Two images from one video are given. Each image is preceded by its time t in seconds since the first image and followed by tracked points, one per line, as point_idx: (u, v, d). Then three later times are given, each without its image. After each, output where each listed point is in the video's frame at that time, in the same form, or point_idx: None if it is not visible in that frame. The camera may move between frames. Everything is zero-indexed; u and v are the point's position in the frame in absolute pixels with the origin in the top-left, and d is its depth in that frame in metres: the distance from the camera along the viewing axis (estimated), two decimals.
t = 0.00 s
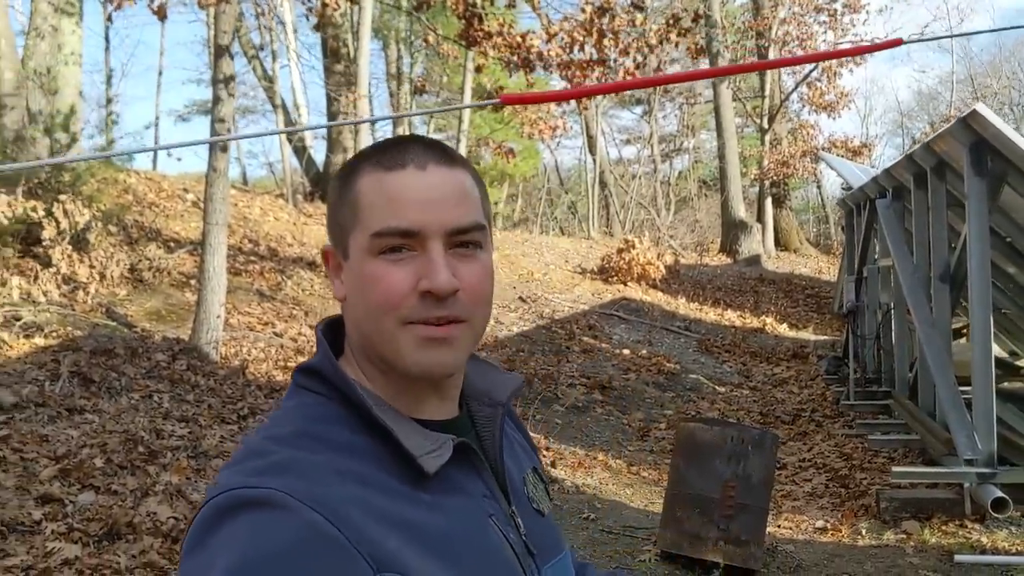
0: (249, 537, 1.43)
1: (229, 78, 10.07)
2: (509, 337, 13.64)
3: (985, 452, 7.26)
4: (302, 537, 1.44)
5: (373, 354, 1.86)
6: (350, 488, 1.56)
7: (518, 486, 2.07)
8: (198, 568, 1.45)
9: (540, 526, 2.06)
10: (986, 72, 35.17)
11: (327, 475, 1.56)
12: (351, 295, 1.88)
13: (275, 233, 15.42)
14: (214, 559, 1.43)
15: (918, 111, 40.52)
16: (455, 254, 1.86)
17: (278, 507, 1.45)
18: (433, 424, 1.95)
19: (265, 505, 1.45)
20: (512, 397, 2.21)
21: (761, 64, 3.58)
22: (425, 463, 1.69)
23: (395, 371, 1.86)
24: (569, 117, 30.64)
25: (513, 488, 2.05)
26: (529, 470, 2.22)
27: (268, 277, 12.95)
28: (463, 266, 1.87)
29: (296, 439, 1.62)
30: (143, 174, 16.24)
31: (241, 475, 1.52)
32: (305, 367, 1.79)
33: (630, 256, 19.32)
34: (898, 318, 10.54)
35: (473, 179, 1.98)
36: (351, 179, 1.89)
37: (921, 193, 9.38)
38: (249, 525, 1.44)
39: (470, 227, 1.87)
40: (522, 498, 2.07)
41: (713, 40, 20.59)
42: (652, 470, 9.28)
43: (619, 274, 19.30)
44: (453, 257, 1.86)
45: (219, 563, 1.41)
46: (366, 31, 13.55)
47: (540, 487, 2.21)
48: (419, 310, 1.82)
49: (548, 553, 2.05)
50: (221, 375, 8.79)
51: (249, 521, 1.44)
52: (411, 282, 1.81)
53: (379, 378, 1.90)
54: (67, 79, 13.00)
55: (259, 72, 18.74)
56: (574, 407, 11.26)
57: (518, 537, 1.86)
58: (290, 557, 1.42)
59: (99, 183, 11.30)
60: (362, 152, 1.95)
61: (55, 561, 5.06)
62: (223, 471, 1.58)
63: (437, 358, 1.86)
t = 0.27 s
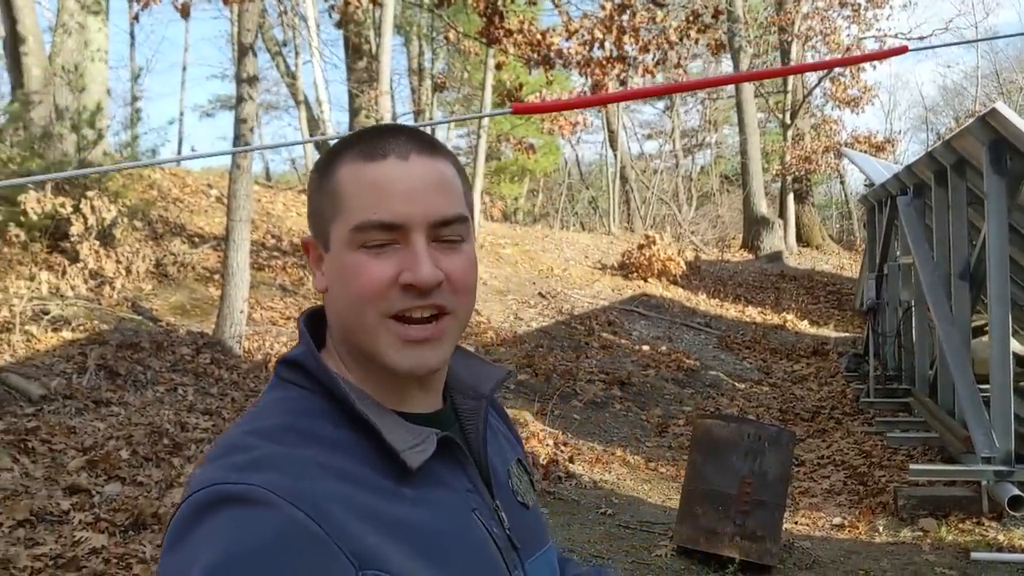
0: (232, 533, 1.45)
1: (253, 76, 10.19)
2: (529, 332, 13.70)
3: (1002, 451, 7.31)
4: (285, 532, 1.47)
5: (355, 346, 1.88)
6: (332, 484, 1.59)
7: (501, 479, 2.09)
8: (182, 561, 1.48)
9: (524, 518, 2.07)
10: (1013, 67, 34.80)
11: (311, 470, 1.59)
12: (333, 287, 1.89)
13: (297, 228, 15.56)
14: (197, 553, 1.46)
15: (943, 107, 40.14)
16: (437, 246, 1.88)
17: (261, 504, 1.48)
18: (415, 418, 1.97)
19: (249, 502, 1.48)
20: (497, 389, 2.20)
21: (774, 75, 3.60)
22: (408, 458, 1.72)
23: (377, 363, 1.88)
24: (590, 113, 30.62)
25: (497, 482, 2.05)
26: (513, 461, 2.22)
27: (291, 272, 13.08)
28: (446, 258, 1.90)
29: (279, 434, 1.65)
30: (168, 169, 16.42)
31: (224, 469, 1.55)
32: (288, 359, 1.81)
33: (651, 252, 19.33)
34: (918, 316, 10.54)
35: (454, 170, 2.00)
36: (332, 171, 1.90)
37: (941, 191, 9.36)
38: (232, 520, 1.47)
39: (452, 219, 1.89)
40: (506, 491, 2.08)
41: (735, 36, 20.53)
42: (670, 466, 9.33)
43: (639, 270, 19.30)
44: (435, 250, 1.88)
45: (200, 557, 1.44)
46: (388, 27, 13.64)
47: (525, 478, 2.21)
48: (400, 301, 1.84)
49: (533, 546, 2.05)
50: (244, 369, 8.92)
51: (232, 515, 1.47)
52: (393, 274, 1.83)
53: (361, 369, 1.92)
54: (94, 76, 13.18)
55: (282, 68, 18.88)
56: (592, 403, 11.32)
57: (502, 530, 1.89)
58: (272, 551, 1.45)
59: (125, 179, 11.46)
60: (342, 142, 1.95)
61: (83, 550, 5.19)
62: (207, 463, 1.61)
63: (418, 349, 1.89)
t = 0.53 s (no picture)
0: (229, 529, 1.40)
1: (266, 72, 10.25)
2: (540, 329, 13.74)
3: (1012, 448, 7.30)
4: (283, 527, 1.41)
5: (355, 339, 1.81)
6: (332, 478, 1.53)
7: (506, 466, 1.99)
8: (180, 558, 1.43)
9: (530, 508, 1.98)
10: None
11: (310, 463, 1.53)
12: (331, 280, 1.81)
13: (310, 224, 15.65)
14: (195, 548, 1.40)
15: (957, 104, 39.97)
16: (437, 237, 1.79)
17: (260, 496, 1.43)
18: (416, 408, 1.90)
19: (247, 494, 1.42)
20: (501, 377, 2.12)
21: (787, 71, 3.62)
22: (409, 452, 1.65)
23: (378, 357, 1.81)
24: (602, 110, 30.65)
25: (500, 470, 1.96)
26: (519, 449, 2.14)
27: (304, 268, 13.17)
28: (446, 250, 1.80)
29: (278, 426, 1.58)
30: (182, 166, 16.54)
31: (221, 462, 1.49)
32: (290, 350, 1.75)
33: (662, 250, 19.34)
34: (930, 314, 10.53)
35: (455, 154, 1.89)
36: (328, 158, 1.80)
37: (954, 188, 9.35)
38: (230, 514, 1.41)
39: (453, 208, 1.79)
40: (510, 479, 1.98)
41: (747, 33, 20.51)
42: (681, 461, 9.36)
43: (650, 267, 19.31)
44: (435, 240, 1.79)
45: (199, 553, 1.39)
46: (400, 24, 13.69)
47: (531, 467, 2.12)
48: (399, 294, 1.76)
49: (537, 536, 1.96)
50: (258, 363, 8.99)
51: (230, 509, 1.41)
52: (392, 267, 1.74)
53: (362, 361, 1.85)
54: (109, 73, 13.30)
55: (295, 66, 18.97)
56: (604, 399, 11.36)
57: (507, 521, 1.82)
58: (270, 546, 1.39)
59: (139, 175, 11.55)
60: (338, 128, 1.85)
61: (100, 540, 5.27)
62: (205, 456, 1.55)
63: (419, 343, 1.81)
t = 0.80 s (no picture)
0: (235, 514, 1.41)
1: (276, 70, 10.27)
2: (549, 328, 13.73)
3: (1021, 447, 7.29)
4: (288, 511, 1.43)
5: (360, 328, 1.82)
6: (337, 464, 1.55)
7: (514, 453, 1.99)
8: (186, 541, 1.45)
9: (539, 493, 1.98)
10: None
11: (316, 450, 1.55)
12: (335, 269, 1.82)
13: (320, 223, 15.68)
14: (200, 533, 1.42)
15: (968, 105, 39.79)
16: (440, 226, 1.79)
17: (267, 481, 1.44)
18: (423, 397, 1.93)
19: (255, 480, 1.44)
20: (510, 363, 2.10)
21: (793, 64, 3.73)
22: (415, 440, 1.67)
23: (382, 346, 1.83)
24: (611, 110, 30.61)
25: (509, 455, 1.96)
26: (531, 435, 2.13)
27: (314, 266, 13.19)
28: (450, 238, 1.80)
29: (285, 413, 1.60)
30: (192, 164, 16.58)
31: (228, 448, 1.50)
32: (297, 337, 1.76)
33: (671, 249, 19.30)
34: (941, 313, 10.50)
35: (460, 142, 1.89)
36: (332, 148, 1.81)
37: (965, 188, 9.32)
38: (235, 500, 1.43)
39: (456, 198, 1.79)
40: (519, 466, 1.98)
41: (758, 32, 20.44)
42: (690, 460, 9.36)
43: (659, 267, 19.28)
44: (439, 229, 1.79)
45: (204, 537, 1.40)
46: (410, 23, 13.69)
47: (542, 452, 2.12)
48: (402, 283, 1.76)
49: (547, 521, 1.96)
50: (268, 360, 9.01)
51: (236, 494, 1.43)
52: (394, 256, 1.74)
53: (367, 350, 1.86)
54: (119, 71, 13.35)
55: (305, 64, 19.00)
56: (612, 398, 11.35)
57: (514, 507, 1.83)
58: (274, 531, 1.40)
59: (150, 173, 11.60)
60: (343, 117, 1.85)
61: (111, 534, 5.30)
62: (213, 444, 1.57)
63: (423, 331, 1.82)
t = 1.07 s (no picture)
0: (239, 507, 1.41)
1: (281, 69, 10.27)
2: (553, 327, 13.73)
3: None
4: (294, 506, 1.42)
5: (372, 320, 1.84)
6: (345, 459, 1.54)
7: (528, 450, 1.98)
8: (192, 535, 1.44)
9: (553, 488, 1.97)
10: None
11: (324, 445, 1.54)
12: (348, 261, 1.84)
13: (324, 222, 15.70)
14: (207, 527, 1.42)
15: (973, 104, 39.72)
16: (452, 219, 1.81)
17: (272, 475, 1.44)
18: (435, 392, 1.95)
19: (261, 474, 1.44)
20: (522, 357, 2.08)
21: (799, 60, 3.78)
22: (424, 435, 1.66)
23: (394, 337, 1.84)
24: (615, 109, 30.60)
25: (522, 450, 1.95)
26: (544, 429, 2.11)
27: (318, 265, 13.20)
28: (462, 232, 1.82)
29: (293, 407, 1.60)
30: (197, 163, 16.60)
31: (236, 441, 1.50)
32: (307, 332, 1.77)
33: (675, 248, 19.29)
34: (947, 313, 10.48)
35: (473, 138, 1.91)
36: (346, 141, 1.82)
37: (970, 186, 9.31)
38: (239, 494, 1.42)
39: (469, 191, 1.81)
40: (533, 462, 1.97)
41: (763, 31, 20.43)
42: (694, 459, 9.35)
43: (663, 266, 19.27)
44: (451, 222, 1.80)
45: (209, 531, 1.40)
46: (415, 22, 13.70)
47: (556, 445, 2.10)
48: (414, 275, 1.78)
49: (562, 517, 1.96)
50: (272, 359, 9.02)
51: (241, 489, 1.42)
52: (408, 248, 1.76)
53: (379, 341, 1.88)
54: (124, 70, 13.36)
55: (309, 64, 19.02)
56: (616, 397, 11.35)
57: (526, 503, 1.83)
58: (280, 526, 1.40)
59: (155, 172, 11.61)
60: (357, 111, 1.87)
61: (115, 532, 5.31)
62: (221, 438, 1.57)
63: (434, 322, 1.84)
